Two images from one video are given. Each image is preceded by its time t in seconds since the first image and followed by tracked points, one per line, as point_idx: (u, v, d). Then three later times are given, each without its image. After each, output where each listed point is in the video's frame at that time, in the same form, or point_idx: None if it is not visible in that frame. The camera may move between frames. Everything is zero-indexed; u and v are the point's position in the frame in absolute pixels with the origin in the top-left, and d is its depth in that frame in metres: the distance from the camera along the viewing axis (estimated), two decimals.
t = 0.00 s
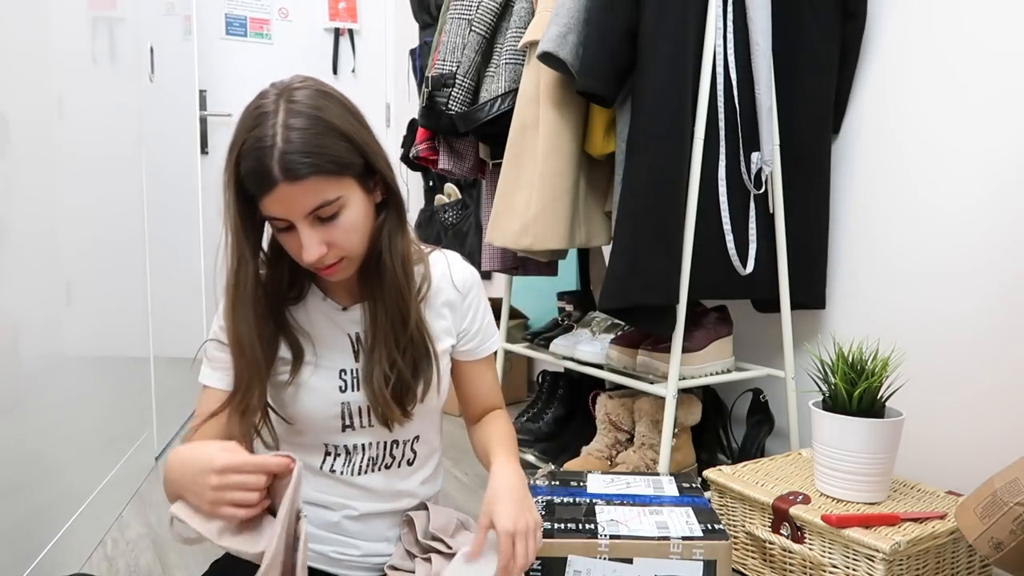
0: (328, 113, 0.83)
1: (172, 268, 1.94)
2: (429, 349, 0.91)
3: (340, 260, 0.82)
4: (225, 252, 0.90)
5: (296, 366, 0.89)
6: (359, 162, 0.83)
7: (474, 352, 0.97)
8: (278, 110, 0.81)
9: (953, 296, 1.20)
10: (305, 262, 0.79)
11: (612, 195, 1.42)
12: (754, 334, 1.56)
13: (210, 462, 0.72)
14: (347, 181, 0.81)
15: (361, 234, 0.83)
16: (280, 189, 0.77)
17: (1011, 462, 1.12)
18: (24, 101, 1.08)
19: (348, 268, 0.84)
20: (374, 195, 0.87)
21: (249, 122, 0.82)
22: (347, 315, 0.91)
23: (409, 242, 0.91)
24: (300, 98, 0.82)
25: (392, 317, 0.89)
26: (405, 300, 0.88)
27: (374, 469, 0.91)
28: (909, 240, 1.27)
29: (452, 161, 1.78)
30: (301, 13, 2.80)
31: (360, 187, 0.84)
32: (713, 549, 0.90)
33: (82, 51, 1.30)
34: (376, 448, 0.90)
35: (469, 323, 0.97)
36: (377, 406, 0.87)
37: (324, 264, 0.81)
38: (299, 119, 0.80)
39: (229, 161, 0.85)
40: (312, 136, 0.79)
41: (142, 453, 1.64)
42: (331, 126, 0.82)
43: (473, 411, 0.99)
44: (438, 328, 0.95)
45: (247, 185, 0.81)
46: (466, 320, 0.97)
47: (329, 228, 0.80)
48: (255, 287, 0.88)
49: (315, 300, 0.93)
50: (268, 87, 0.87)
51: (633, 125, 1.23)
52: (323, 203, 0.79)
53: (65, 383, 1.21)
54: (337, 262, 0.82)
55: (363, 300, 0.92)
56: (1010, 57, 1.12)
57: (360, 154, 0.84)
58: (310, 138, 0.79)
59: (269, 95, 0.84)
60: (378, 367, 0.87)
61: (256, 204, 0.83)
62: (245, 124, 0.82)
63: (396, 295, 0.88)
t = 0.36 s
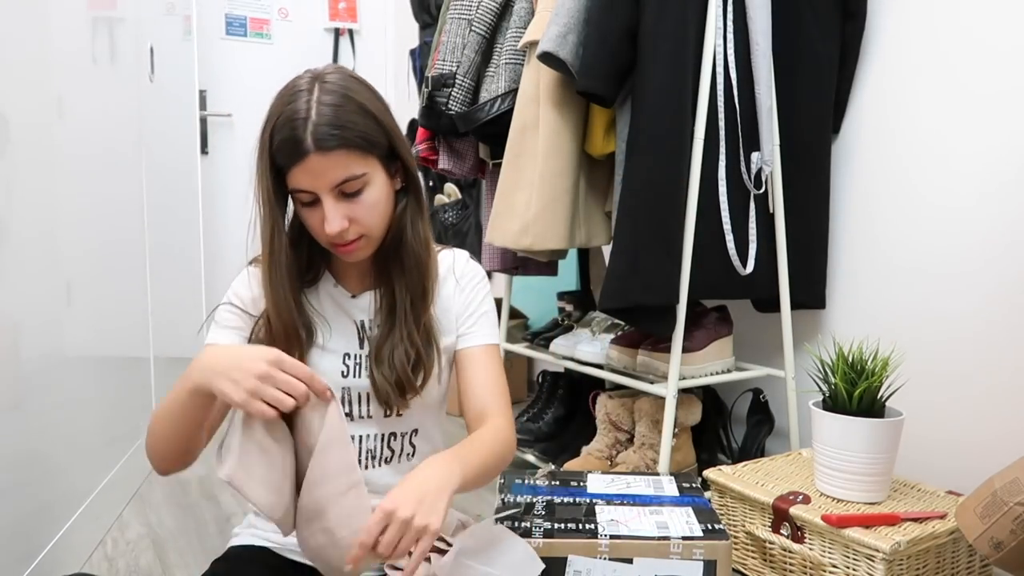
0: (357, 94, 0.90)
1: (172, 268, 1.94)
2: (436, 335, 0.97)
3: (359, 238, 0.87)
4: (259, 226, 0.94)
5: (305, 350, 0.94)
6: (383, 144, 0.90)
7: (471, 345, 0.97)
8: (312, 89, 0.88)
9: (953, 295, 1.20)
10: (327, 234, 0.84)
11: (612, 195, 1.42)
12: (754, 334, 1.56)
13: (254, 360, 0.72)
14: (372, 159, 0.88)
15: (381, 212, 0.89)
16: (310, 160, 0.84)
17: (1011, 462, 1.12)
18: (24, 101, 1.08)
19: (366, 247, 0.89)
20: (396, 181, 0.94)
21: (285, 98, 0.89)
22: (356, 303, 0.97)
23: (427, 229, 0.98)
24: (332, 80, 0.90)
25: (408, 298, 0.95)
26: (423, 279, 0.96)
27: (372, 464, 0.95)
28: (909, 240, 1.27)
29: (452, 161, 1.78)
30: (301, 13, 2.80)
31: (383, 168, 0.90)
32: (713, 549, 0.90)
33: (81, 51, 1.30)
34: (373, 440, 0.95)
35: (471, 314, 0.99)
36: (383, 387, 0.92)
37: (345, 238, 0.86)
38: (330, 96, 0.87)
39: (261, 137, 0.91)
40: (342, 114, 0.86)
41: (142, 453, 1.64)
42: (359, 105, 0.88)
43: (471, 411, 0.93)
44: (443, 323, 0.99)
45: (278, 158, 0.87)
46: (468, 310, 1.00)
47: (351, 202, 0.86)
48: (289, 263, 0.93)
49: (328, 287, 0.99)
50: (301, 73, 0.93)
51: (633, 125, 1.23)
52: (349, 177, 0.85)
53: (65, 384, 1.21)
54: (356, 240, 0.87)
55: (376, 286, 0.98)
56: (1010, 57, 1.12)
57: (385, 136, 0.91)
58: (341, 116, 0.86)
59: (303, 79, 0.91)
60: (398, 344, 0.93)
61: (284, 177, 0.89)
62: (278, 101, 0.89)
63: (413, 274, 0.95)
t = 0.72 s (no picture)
0: (362, 90, 0.93)
1: (172, 268, 1.94)
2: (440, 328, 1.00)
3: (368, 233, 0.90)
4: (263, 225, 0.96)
5: (307, 346, 0.96)
6: (389, 140, 0.94)
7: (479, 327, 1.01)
8: (319, 86, 0.91)
9: (953, 294, 1.20)
10: (338, 229, 0.86)
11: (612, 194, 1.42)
12: (754, 334, 1.56)
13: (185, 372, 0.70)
14: (380, 154, 0.91)
15: (388, 209, 0.92)
16: (322, 155, 0.86)
17: (1011, 462, 1.12)
18: (24, 101, 1.08)
19: (374, 243, 0.92)
20: (400, 177, 0.98)
21: (292, 95, 0.92)
22: (361, 299, 1.00)
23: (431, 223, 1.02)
24: (337, 77, 0.93)
25: (414, 294, 0.99)
26: (429, 272, 1.00)
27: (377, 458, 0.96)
28: (908, 240, 1.27)
29: (452, 161, 1.78)
30: (301, 13, 2.80)
31: (389, 164, 0.93)
32: (713, 549, 0.90)
33: (81, 51, 1.30)
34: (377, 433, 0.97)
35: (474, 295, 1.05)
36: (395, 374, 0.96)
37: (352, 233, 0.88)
38: (337, 92, 0.91)
39: (268, 134, 0.93)
40: (350, 111, 0.89)
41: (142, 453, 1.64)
42: (365, 101, 0.92)
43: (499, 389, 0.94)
44: (446, 310, 1.04)
45: (288, 154, 0.89)
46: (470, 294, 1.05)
47: (361, 198, 0.88)
48: (295, 261, 0.96)
49: (330, 285, 1.02)
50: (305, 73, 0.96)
51: (634, 125, 1.23)
52: (360, 171, 0.87)
53: (65, 383, 1.21)
54: (364, 235, 0.89)
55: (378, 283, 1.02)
56: (1009, 57, 1.12)
57: (391, 133, 0.94)
58: (349, 112, 0.89)
59: (308, 78, 0.94)
60: (404, 337, 0.97)
61: (291, 174, 0.91)
62: (286, 99, 0.92)
63: (418, 266, 0.99)
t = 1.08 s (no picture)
0: (359, 85, 0.93)
1: (172, 268, 1.94)
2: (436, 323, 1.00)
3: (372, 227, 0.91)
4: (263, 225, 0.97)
5: (308, 347, 0.95)
6: (388, 134, 0.95)
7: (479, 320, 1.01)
8: (317, 81, 0.91)
9: (953, 294, 1.20)
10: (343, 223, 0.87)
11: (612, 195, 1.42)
12: (754, 334, 1.56)
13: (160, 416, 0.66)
14: (381, 149, 0.92)
15: (389, 202, 0.93)
16: (325, 149, 0.87)
17: (1011, 463, 1.12)
18: (24, 101, 1.08)
19: (376, 237, 0.93)
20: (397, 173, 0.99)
21: (289, 90, 0.92)
22: (359, 298, 1.00)
23: (429, 218, 1.03)
24: (334, 72, 0.93)
25: (412, 288, 1.00)
26: (427, 267, 1.01)
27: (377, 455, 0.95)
28: (908, 240, 1.27)
29: (452, 161, 1.78)
30: (301, 13, 2.80)
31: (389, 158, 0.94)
32: (713, 549, 0.90)
33: (81, 51, 1.30)
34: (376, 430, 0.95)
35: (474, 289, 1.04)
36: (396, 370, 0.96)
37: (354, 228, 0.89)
38: (336, 87, 0.91)
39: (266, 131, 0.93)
40: (350, 103, 0.89)
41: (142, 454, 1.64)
42: (364, 95, 0.92)
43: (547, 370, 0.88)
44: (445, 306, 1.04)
45: (290, 149, 0.89)
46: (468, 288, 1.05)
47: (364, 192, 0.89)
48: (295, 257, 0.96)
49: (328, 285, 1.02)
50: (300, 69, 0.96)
51: (633, 125, 1.23)
52: (363, 165, 0.88)
53: (64, 383, 1.21)
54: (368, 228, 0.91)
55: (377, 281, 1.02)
56: (1008, 58, 1.12)
57: (389, 127, 0.95)
58: (349, 105, 0.89)
59: (304, 74, 0.94)
60: (402, 332, 0.97)
61: (291, 169, 0.91)
62: (284, 95, 0.92)
63: (416, 261, 1.00)
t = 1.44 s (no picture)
0: (365, 77, 0.95)
1: (172, 268, 1.94)
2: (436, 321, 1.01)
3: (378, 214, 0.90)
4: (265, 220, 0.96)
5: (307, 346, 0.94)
6: (393, 127, 0.96)
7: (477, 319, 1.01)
8: (324, 71, 0.92)
9: (953, 294, 1.20)
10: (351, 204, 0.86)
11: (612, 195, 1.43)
12: (754, 335, 1.56)
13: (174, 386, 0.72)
14: (386, 138, 0.93)
15: (395, 192, 0.93)
16: (335, 130, 0.87)
17: (1011, 463, 1.12)
18: (24, 100, 1.08)
19: (381, 225, 0.92)
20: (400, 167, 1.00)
21: (296, 80, 0.92)
22: (358, 298, 0.99)
23: (429, 216, 1.04)
24: (340, 65, 0.94)
25: (412, 286, 1.00)
26: (427, 263, 1.02)
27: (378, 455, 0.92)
28: (908, 239, 1.27)
29: (453, 161, 1.78)
30: (301, 13, 2.80)
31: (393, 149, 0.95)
32: (713, 549, 0.90)
33: (82, 51, 1.30)
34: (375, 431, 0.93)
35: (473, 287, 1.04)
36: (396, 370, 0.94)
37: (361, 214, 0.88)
38: (344, 76, 0.92)
39: (271, 119, 0.92)
40: (358, 86, 0.91)
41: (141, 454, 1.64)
42: (371, 86, 0.93)
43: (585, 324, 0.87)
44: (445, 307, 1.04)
45: (297, 133, 0.88)
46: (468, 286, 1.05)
47: (371, 176, 0.89)
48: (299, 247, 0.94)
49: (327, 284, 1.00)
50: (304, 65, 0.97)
51: (633, 125, 1.23)
52: (371, 150, 0.89)
53: (65, 383, 1.21)
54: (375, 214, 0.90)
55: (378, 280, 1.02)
56: (1008, 57, 1.12)
57: (394, 120, 0.96)
58: (356, 87, 0.91)
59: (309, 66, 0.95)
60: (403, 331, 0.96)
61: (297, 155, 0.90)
62: (290, 84, 0.92)
63: (417, 257, 1.01)
